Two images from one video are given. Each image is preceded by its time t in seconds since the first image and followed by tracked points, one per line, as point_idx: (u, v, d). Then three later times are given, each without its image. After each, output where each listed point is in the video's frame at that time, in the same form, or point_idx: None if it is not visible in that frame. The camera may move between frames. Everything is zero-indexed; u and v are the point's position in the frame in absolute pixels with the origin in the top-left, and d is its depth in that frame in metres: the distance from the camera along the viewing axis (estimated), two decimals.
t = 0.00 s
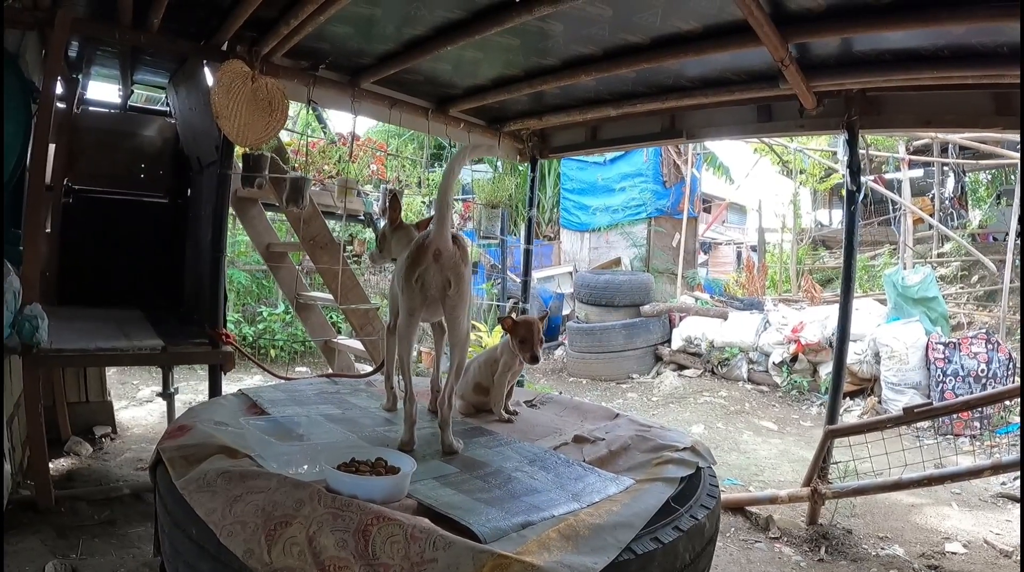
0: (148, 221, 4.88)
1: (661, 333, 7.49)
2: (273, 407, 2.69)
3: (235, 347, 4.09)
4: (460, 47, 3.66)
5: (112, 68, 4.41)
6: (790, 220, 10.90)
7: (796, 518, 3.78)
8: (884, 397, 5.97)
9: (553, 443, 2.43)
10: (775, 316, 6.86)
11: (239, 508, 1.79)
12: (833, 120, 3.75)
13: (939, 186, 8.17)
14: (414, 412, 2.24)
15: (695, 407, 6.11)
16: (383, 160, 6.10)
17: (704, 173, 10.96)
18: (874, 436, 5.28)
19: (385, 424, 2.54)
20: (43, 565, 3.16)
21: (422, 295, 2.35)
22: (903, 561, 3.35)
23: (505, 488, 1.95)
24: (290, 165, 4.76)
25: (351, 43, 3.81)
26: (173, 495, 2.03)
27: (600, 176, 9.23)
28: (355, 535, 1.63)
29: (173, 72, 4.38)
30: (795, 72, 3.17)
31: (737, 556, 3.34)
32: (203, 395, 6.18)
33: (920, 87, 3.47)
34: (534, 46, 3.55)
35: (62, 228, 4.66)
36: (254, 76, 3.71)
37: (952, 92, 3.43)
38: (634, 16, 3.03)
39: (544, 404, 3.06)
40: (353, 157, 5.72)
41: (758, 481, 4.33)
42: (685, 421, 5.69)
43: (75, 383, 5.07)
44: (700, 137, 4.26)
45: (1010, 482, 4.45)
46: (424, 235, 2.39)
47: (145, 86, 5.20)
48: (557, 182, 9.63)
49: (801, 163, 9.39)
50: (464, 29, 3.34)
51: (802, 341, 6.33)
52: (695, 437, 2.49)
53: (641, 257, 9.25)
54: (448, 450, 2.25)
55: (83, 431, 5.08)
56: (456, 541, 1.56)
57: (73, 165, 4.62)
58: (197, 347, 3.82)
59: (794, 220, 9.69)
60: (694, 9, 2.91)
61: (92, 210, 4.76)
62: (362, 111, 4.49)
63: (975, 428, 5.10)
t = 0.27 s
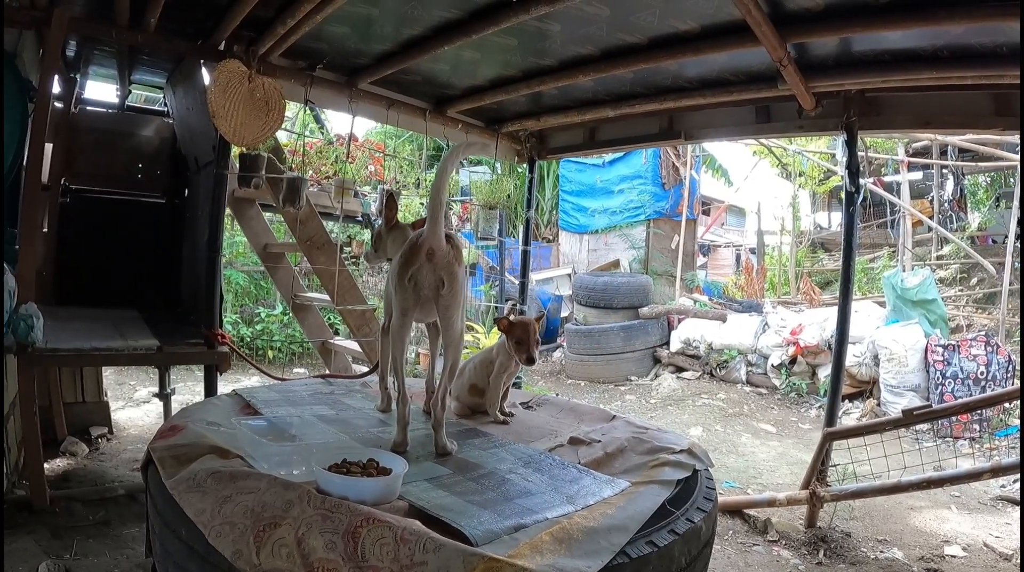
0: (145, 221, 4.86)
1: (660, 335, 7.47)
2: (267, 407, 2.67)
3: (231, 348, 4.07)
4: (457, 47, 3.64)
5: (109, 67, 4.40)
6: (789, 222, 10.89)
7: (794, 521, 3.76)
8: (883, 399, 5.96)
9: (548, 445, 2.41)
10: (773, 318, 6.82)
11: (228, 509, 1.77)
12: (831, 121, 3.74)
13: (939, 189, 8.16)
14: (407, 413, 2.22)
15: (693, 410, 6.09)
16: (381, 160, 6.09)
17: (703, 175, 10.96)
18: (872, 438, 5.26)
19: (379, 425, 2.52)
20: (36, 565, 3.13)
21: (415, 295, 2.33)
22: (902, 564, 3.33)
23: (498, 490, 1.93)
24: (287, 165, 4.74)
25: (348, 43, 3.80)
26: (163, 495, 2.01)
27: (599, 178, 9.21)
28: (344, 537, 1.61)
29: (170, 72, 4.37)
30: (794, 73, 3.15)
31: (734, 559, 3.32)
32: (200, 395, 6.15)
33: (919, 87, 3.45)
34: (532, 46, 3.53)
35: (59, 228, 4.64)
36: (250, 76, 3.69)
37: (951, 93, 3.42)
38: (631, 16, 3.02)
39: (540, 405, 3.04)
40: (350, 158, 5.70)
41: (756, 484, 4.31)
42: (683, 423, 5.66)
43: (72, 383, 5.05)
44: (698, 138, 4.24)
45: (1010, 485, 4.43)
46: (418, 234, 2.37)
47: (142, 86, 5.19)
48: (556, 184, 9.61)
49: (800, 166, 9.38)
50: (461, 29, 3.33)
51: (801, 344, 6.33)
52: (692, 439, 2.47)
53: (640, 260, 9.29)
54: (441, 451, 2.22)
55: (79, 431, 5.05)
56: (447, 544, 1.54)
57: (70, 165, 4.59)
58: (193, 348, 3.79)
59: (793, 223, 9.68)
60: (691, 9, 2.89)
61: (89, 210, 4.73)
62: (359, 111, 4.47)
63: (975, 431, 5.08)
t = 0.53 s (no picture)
0: (144, 220, 4.86)
1: (660, 335, 7.47)
2: (265, 406, 2.66)
3: (230, 347, 4.06)
4: (456, 46, 3.63)
5: (109, 66, 4.39)
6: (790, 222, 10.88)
7: (794, 521, 3.75)
8: (883, 399, 5.95)
9: (547, 445, 2.40)
10: (773, 318, 6.81)
11: (224, 508, 1.76)
12: (832, 120, 3.73)
13: (939, 188, 8.15)
14: (405, 412, 2.21)
15: (693, 409, 6.08)
16: (380, 159, 6.08)
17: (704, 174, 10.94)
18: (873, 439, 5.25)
19: (376, 424, 2.51)
20: (34, 564, 3.13)
21: (412, 293, 2.32)
22: (902, 564, 3.32)
23: (496, 489, 1.92)
24: (286, 164, 4.73)
25: (347, 41, 3.79)
26: (160, 494, 2.00)
27: (599, 177, 9.20)
28: (339, 536, 1.60)
29: (170, 71, 4.36)
30: (794, 71, 3.14)
31: (734, 559, 3.31)
32: (200, 394, 6.15)
33: (919, 86, 3.44)
34: (532, 44, 3.52)
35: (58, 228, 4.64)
36: (249, 74, 3.68)
37: (952, 93, 3.41)
38: (631, 15, 3.01)
39: (539, 405, 3.03)
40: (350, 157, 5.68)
41: (756, 484, 4.30)
42: (683, 423, 5.66)
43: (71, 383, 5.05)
44: (698, 137, 4.23)
45: (1010, 485, 4.42)
46: (416, 232, 2.36)
47: (142, 85, 5.18)
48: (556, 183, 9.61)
49: (800, 165, 9.36)
50: (460, 28, 3.32)
51: (801, 344, 6.32)
52: (691, 438, 2.46)
53: (640, 259, 9.28)
54: (439, 451, 2.22)
55: (78, 430, 5.05)
56: (442, 544, 1.53)
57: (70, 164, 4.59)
58: (191, 346, 3.78)
59: (794, 222, 9.67)
60: (691, 8, 2.88)
61: (88, 209, 4.73)
62: (359, 110, 4.46)
63: (975, 431, 5.07)
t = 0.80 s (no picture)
0: (144, 219, 4.86)
1: (661, 334, 7.46)
2: (262, 404, 2.65)
3: (229, 345, 4.05)
4: (456, 44, 3.62)
5: (108, 65, 4.38)
6: (791, 222, 10.86)
7: (795, 521, 3.73)
8: (885, 399, 5.93)
9: (545, 444, 2.38)
10: (775, 318, 6.83)
11: (218, 506, 1.75)
12: (833, 119, 3.71)
13: (941, 188, 8.13)
14: (401, 411, 2.20)
15: (693, 409, 6.07)
16: (380, 158, 6.06)
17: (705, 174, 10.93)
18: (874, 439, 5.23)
19: (374, 423, 2.50)
20: (32, 562, 3.12)
21: (409, 291, 2.30)
22: (902, 565, 3.31)
23: (493, 489, 1.91)
24: (286, 163, 4.72)
25: (347, 39, 3.78)
26: (155, 492, 1.99)
27: (600, 176, 9.18)
28: (334, 535, 1.59)
29: (169, 69, 4.36)
30: (795, 69, 3.12)
31: (734, 560, 3.30)
32: (200, 393, 6.14)
33: (921, 85, 3.42)
34: (531, 42, 3.51)
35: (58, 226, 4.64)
36: (248, 73, 3.67)
37: (954, 91, 3.39)
38: (631, 12, 2.99)
39: (537, 404, 3.02)
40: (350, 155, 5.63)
41: (756, 484, 4.28)
42: (684, 423, 5.64)
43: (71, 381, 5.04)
44: (698, 135, 4.21)
45: (1012, 486, 4.40)
46: (413, 230, 2.35)
47: (142, 83, 5.17)
48: (557, 182, 9.60)
49: (802, 165, 9.34)
50: (460, 26, 3.30)
51: (802, 343, 6.30)
52: (691, 438, 2.44)
53: (641, 258, 9.20)
54: (436, 449, 2.20)
55: (78, 429, 5.04)
56: (437, 544, 1.51)
57: (70, 162, 4.59)
58: (190, 345, 3.76)
59: (795, 222, 9.65)
60: (691, 5, 2.87)
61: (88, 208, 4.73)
62: (358, 108, 4.45)
63: (976, 431, 5.05)
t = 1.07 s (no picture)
0: (148, 219, 4.88)
1: (663, 334, 7.47)
2: (269, 404, 2.67)
3: (234, 345, 4.08)
4: (460, 45, 3.63)
5: (113, 65, 4.40)
6: (793, 222, 10.87)
7: (796, 521, 3.75)
8: (887, 399, 5.94)
9: (550, 444, 2.40)
10: (777, 318, 6.82)
11: (228, 507, 1.77)
12: (836, 120, 3.72)
13: (943, 188, 8.14)
14: (408, 412, 2.21)
15: (696, 409, 6.08)
16: (384, 158, 6.07)
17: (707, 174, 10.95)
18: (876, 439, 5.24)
19: (380, 423, 2.52)
20: (39, 561, 3.14)
21: (417, 293, 2.33)
22: (904, 565, 3.32)
23: (500, 489, 1.93)
24: (290, 163, 4.74)
25: (351, 40, 3.79)
26: (165, 492, 2.01)
27: (603, 176, 9.19)
28: (344, 535, 1.61)
29: (174, 69, 4.37)
30: (798, 71, 3.13)
31: (736, 559, 3.31)
32: (203, 392, 6.16)
33: (923, 86, 3.43)
34: (536, 43, 3.52)
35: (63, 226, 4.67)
36: (253, 73, 3.69)
37: (957, 92, 3.40)
38: (635, 14, 3.01)
39: (542, 404, 3.04)
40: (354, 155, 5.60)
41: (759, 483, 4.30)
42: (686, 423, 5.66)
43: (75, 380, 5.06)
44: (702, 136, 4.23)
45: (1013, 486, 4.41)
46: (420, 232, 2.37)
47: (146, 84, 5.19)
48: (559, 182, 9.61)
49: (804, 165, 9.34)
50: (464, 27, 3.32)
51: (804, 343, 6.30)
52: (695, 438, 2.46)
53: (643, 258, 9.17)
54: (443, 450, 2.22)
55: (82, 428, 5.06)
56: (447, 543, 1.53)
57: (75, 162, 4.60)
58: (194, 345, 3.79)
59: (797, 222, 9.66)
60: (695, 7, 2.88)
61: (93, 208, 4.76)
62: (363, 109, 4.47)
63: (978, 431, 5.07)
